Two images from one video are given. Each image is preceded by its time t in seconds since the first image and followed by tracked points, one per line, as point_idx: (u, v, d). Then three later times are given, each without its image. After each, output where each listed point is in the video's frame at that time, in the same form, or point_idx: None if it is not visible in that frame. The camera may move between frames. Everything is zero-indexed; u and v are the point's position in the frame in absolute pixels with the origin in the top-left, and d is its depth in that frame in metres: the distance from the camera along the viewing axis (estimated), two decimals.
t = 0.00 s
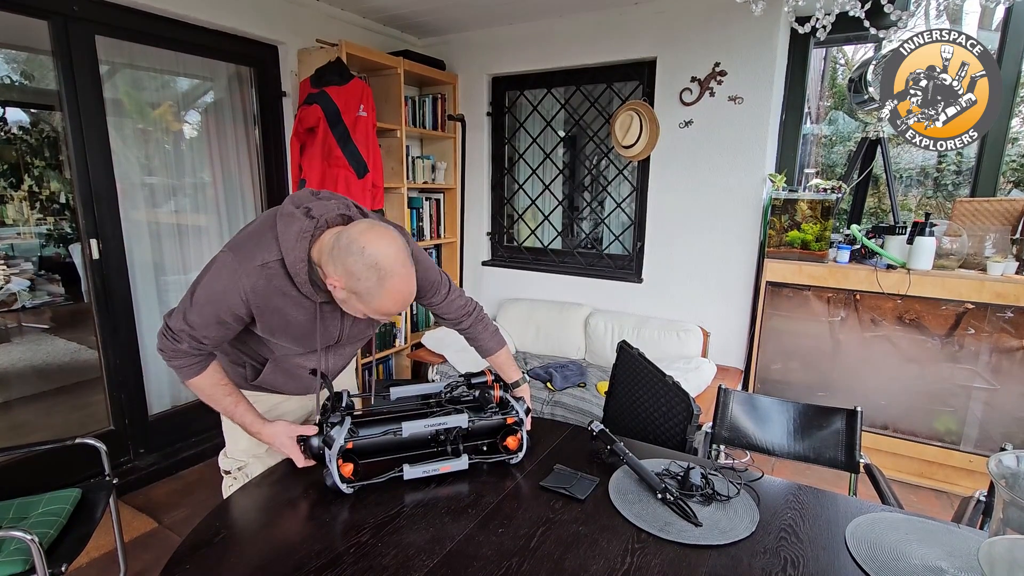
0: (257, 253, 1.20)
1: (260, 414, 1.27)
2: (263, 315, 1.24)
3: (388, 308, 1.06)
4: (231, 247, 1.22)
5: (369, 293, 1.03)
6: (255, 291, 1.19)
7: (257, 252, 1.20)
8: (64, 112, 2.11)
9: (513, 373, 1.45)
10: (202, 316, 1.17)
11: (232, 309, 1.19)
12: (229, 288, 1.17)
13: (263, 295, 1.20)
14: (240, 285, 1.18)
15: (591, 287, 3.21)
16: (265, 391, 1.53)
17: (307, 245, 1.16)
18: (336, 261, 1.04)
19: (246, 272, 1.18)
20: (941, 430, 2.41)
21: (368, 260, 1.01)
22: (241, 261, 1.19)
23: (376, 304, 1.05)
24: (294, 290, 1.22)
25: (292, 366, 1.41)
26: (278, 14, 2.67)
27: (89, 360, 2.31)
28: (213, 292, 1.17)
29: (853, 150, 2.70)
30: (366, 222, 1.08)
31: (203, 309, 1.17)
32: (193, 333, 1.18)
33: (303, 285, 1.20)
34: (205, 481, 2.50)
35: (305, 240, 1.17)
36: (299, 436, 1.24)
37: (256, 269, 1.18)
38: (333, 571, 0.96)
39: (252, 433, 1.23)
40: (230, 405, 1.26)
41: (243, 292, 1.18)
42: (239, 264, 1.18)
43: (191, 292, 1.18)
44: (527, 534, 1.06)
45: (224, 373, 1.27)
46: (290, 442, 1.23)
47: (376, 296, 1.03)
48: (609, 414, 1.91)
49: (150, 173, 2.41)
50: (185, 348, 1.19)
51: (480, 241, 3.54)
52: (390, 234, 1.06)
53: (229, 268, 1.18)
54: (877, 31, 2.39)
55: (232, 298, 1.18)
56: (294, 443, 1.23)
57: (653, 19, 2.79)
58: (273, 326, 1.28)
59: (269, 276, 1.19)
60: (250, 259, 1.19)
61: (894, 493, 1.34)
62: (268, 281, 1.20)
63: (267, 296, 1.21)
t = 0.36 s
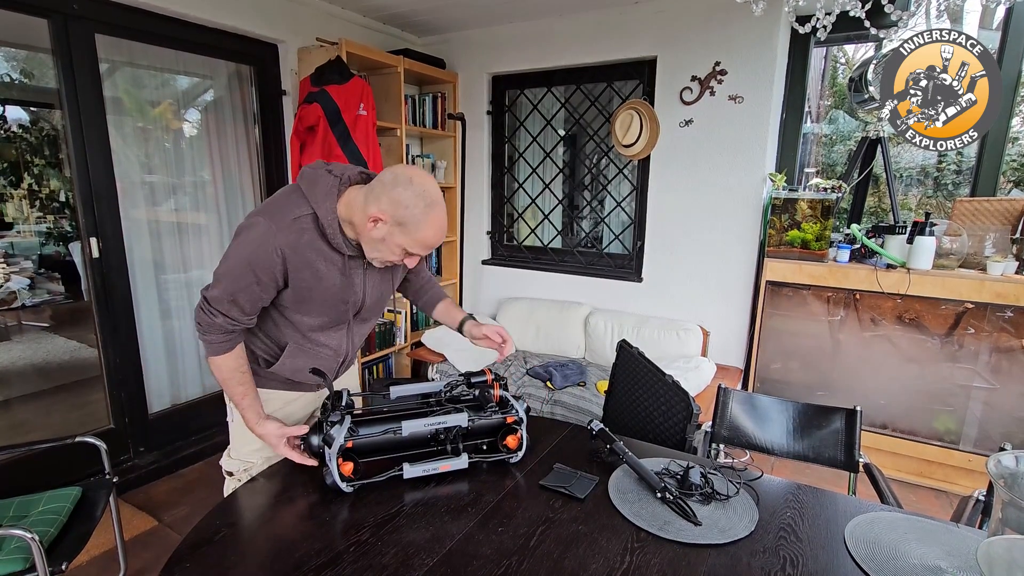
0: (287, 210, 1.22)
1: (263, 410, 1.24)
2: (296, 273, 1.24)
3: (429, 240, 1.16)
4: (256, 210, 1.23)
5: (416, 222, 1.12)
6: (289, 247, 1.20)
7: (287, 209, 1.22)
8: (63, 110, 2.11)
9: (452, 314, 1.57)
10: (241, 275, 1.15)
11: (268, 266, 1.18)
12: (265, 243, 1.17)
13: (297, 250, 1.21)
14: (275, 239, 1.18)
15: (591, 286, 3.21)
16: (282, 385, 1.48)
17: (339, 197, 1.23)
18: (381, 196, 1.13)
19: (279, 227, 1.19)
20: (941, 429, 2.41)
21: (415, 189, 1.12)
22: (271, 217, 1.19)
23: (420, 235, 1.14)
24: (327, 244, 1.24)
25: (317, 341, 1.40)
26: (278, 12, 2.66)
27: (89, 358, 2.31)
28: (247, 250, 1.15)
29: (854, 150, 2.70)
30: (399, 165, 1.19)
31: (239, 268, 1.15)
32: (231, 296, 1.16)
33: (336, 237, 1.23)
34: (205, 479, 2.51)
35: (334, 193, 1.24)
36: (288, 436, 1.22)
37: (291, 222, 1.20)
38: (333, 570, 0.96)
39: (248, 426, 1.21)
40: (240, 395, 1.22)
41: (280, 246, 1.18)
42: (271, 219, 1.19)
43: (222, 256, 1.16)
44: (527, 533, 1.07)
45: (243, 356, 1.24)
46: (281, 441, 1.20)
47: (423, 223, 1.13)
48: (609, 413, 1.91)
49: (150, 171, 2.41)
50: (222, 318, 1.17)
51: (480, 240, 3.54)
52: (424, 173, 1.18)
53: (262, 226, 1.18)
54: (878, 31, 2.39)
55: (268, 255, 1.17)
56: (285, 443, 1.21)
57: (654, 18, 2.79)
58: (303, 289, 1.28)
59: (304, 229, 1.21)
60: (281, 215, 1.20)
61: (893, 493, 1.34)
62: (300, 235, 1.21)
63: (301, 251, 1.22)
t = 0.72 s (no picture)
0: (298, 192, 1.21)
1: (265, 409, 1.24)
2: (309, 257, 1.24)
3: (441, 205, 1.19)
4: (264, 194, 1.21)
5: (430, 186, 1.16)
6: (304, 229, 1.20)
7: (297, 191, 1.22)
8: (63, 108, 2.10)
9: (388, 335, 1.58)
10: (259, 258, 1.15)
11: (285, 250, 1.18)
12: (281, 225, 1.16)
13: (311, 232, 1.21)
14: (290, 222, 1.17)
15: (591, 284, 3.21)
16: (293, 375, 1.47)
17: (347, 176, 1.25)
18: (393, 164, 1.16)
19: (292, 209, 1.18)
20: (941, 428, 2.41)
21: (427, 156, 1.17)
22: (283, 200, 1.18)
23: (432, 199, 1.17)
24: (338, 225, 1.25)
25: (328, 326, 1.40)
26: (278, 9, 2.66)
27: (89, 356, 2.31)
28: (263, 234, 1.14)
29: (854, 148, 2.69)
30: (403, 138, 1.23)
31: (256, 253, 1.14)
32: (250, 282, 1.16)
33: (348, 215, 1.24)
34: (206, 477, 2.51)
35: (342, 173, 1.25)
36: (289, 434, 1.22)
37: (303, 203, 1.20)
38: (333, 567, 0.96)
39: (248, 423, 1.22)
40: (245, 392, 1.22)
41: (295, 228, 1.18)
42: (284, 202, 1.18)
43: (236, 243, 1.15)
44: (527, 530, 1.07)
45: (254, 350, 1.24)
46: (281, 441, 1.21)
47: (437, 188, 1.17)
48: (609, 411, 1.91)
49: (150, 169, 2.40)
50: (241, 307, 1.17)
51: (480, 238, 3.54)
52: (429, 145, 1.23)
53: (274, 210, 1.17)
54: (879, 29, 2.39)
55: (285, 237, 1.17)
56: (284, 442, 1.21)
57: (654, 16, 2.78)
58: (316, 272, 1.28)
59: (317, 210, 1.21)
60: (292, 198, 1.20)
61: (893, 491, 1.34)
62: (314, 217, 1.21)
63: (315, 233, 1.22)
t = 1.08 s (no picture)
0: (252, 198, 1.21)
1: (263, 405, 1.23)
2: (270, 261, 1.23)
3: (403, 200, 1.15)
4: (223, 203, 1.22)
5: (386, 183, 1.12)
6: (260, 235, 1.19)
7: (252, 197, 1.22)
8: (63, 105, 2.10)
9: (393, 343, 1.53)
10: (215, 269, 1.15)
11: (243, 258, 1.18)
12: (235, 234, 1.16)
13: (269, 237, 1.20)
14: (245, 229, 1.17)
15: (591, 282, 3.21)
16: (279, 378, 1.47)
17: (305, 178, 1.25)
18: (348, 161, 1.13)
19: (247, 216, 1.18)
20: (940, 426, 2.41)
21: (383, 149, 1.13)
22: (238, 208, 1.18)
23: (393, 194, 1.14)
24: (297, 227, 1.24)
25: (306, 329, 1.40)
26: (278, 6, 2.65)
27: (89, 353, 2.31)
28: (219, 244, 1.15)
29: (855, 146, 2.68)
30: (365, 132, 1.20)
31: (213, 264, 1.15)
32: (211, 292, 1.17)
33: (307, 219, 1.23)
34: (206, 474, 2.51)
35: (298, 176, 1.25)
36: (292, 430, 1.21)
37: (257, 209, 1.20)
38: (333, 565, 0.96)
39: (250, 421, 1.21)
40: (234, 392, 1.21)
41: (251, 235, 1.18)
42: (238, 210, 1.18)
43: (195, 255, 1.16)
44: (527, 528, 1.07)
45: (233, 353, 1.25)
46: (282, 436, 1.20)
47: (394, 183, 1.13)
48: (609, 409, 1.91)
49: (151, 167, 2.40)
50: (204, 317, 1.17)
51: (480, 236, 3.54)
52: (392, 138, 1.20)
53: (227, 219, 1.17)
54: (880, 26, 2.38)
55: (241, 246, 1.17)
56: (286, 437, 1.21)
57: (655, 13, 2.78)
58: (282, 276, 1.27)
59: (272, 215, 1.21)
60: (247, 204, 1.20)
61: (893, 489, 1.34)
62: (270, 222, 1.20)
63: (273, 237, 1.21)
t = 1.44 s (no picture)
0: (210, 214, 1.21)
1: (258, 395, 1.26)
2: (231, 276, 1.23)
3: (349, 232, 1.08)
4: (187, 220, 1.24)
5: (326, 214, 1.05)
6: (216, 252, 1.19)
7: (211, 212, 1.21)
8: (63, 103, 2.10)
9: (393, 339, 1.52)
10: (174, 287, 1.17)
11: (199, 275, 1.18)
12: (189, 251, 1.17)
13: (224, 253, 1.19)
14: (199, 247, 1.17)
15: (591, 281, 3.21)
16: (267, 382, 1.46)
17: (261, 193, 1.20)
18: (291, 189, 1.08)
19: (201, 233, 1.18)
20: (940, 425, 2.41)
21: (321, 178, 1.05)
22: (194, 225, 1.19)
23: (335, 227, 1.07)
24: (255, 242, 1.23)
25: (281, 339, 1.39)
26: (279, 5, 2.65)
27: (90, 352, 2.31)
28: (176, 261, 1.17)
29: (856, 145, 2.68)
30: (318, 149, 1.13)
31: (170, 282, 1.17)
32: (173, 307, 1.19)
33: (262, 235, 1.21)
34: (207, 472, 2.52)
35: (256, 189, 1.20)
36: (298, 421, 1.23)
37: (212, 226, 1.19)
38: (334, 563, 0.96)
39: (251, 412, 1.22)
40: (225, 387, 1.24)
41: (205, 252, 1.18)
42: (193, 227, 1.18)
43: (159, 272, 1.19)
44: (527, 526, 1.07)
45: (216, 355, 1.26)
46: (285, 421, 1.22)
47: (334, 214, 1.05)
48: (609, 408, 1.91)
49: (151, 165, 2.40)
50: (170, 329, 1.20)
51: (480, 234, 3.54)
52: (343, 157, 1.11)
53: (184, 237, 1.18)
54: (881, 25, 2.38)
55: (196, 263, 1.17)
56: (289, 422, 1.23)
57: (656, 12, 2.77)
58: (246, 290, 1.27)
59: (227, 231, 1.20)
60: (203, 221, 1.20)
61: (893, 488, 1.34)
62: (225, 238, 1.20)
63: (229, 253, 1.20)
